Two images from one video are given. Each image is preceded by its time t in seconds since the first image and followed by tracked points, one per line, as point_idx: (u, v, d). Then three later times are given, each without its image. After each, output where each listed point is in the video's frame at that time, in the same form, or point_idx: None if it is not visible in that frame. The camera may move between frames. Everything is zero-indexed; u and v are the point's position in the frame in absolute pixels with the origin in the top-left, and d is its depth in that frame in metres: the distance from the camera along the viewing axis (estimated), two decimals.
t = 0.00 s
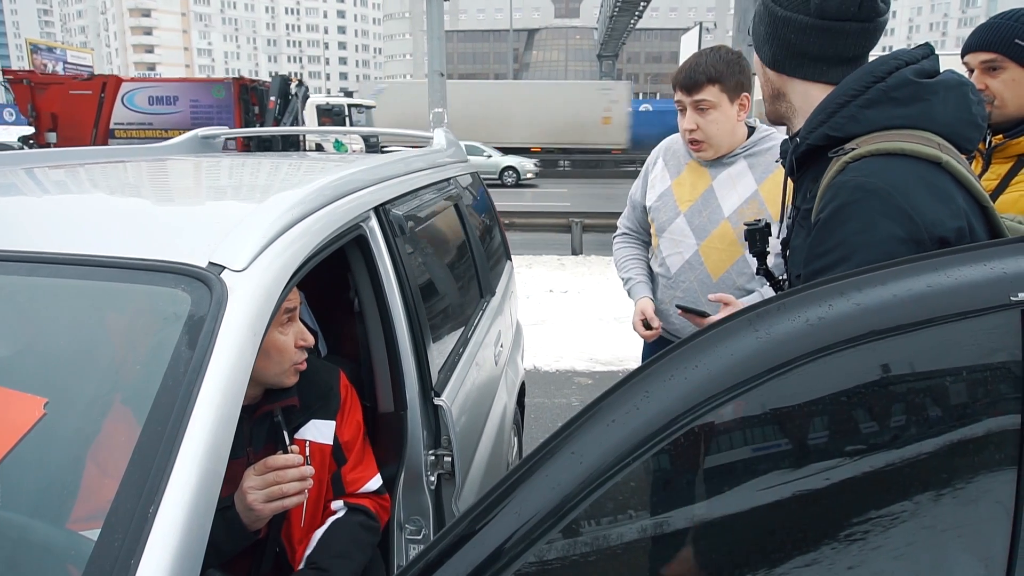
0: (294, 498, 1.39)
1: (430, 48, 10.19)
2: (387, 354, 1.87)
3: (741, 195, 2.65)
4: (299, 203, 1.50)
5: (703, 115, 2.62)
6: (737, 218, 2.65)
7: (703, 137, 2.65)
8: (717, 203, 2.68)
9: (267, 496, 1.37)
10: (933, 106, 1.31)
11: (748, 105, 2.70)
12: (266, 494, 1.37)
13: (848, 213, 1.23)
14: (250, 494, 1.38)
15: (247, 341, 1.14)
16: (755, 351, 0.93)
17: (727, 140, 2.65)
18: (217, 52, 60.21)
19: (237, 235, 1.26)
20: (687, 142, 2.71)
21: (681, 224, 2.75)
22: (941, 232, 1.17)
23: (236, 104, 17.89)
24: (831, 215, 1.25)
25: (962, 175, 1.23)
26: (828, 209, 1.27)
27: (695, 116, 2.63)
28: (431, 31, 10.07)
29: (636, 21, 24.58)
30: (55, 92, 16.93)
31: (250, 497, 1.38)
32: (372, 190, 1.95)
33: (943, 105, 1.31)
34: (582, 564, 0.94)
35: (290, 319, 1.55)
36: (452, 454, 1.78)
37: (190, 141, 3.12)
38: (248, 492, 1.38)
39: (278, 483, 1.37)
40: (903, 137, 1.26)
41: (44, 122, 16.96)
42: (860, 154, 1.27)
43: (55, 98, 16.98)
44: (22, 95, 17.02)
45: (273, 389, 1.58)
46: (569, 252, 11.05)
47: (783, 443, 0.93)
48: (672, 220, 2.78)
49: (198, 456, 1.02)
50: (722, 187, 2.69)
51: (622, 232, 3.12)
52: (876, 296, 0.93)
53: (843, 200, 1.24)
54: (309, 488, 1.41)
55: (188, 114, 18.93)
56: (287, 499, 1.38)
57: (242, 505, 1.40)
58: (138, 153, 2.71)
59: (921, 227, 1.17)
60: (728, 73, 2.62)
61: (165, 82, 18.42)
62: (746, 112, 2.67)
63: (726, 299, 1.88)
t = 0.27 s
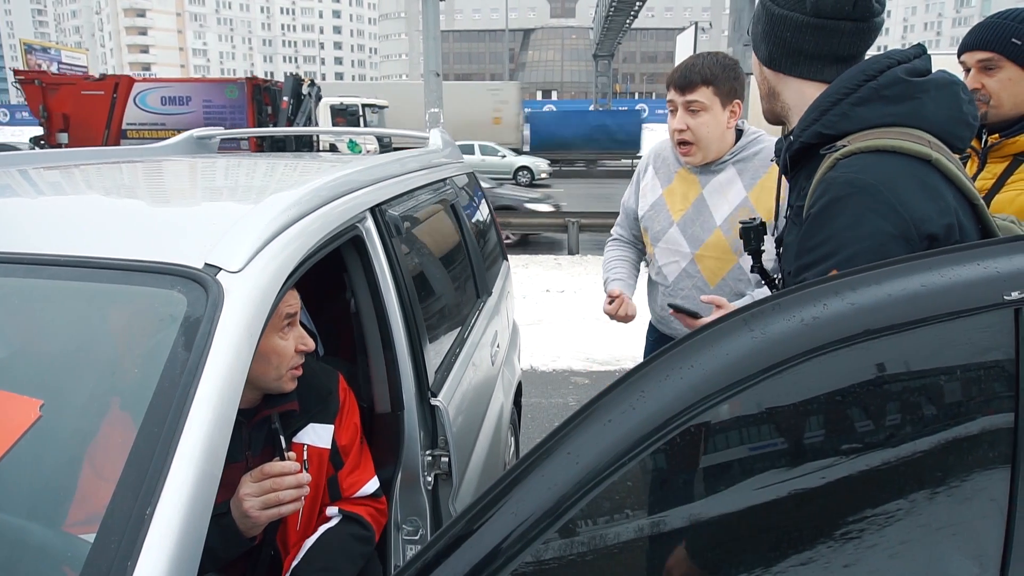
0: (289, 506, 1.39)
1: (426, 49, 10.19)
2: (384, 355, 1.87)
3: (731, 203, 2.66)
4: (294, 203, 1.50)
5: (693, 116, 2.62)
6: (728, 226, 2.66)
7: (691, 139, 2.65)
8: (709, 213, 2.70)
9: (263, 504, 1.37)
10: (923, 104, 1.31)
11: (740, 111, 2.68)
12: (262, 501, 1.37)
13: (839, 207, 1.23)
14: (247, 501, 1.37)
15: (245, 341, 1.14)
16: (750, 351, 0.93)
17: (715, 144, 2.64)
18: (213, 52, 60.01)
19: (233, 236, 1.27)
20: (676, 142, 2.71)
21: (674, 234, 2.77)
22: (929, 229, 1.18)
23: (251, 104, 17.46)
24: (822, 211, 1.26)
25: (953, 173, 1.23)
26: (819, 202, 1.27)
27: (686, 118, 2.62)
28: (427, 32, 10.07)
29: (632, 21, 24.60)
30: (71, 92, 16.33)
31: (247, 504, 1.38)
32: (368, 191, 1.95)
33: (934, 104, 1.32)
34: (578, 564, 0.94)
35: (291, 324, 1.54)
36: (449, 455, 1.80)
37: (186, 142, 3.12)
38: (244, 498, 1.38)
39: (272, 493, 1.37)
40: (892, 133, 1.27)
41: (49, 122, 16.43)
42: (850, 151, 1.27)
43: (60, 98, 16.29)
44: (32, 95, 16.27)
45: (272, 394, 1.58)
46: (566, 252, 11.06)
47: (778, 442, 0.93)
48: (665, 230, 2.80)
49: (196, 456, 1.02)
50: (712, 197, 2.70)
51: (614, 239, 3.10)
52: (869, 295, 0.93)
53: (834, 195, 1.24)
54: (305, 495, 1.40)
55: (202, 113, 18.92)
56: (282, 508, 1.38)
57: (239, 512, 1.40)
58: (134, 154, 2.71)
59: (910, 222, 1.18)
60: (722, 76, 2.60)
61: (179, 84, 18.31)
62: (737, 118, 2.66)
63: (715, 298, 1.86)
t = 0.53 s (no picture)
0: (289, 505, 1.39)
1: (425, 48, 10.17)
2: (382, 355, 1.86)
3: (722, 220, 2.67)
4: (293, 205, 1.49)
5: (677, 137, 2.60)
6: (719, 242, 2.67)
7: (676, 160, 2.64)
8: (701, 230, 2.70)
9: (263, 503, 1.37)
10: (924, 109, 1.31)
11: (724, 129, 2.64)
12: (262, 501, 1.37)
13: (845, 219, 1.22)
14: (247, 500, 1.37)
15: (242, 341, 1.14)
16: (748, 351, 0.93)
17: (700, 163, 2.64)
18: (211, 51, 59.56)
19: (231, 236, 1.26)
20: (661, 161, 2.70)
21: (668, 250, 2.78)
22: (935, 234, 1.17)
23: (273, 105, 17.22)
24: (825, 222, 1.25)
25: (955, 179, 1.23)
26: (821, 213, 1.26)
27: (670, 138, 2.61)
28: (426, 30, 10.01)
29: (631, 21, 24.59)
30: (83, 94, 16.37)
31: (247, 503, 1.37)
32: (367, 191, 1.94)
33: (935, 107, 1.32)
34: (578, 563, 0.94)
35: (287, 320, 1.54)
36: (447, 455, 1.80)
37: (184, 142, 3.12)
38: (245, 498, 1.38)
39: (273, 492, 1.36)
40: (896, 141, 1.27)
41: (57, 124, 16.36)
42: (854, 157, 1.27)
43: (80, 99, 16.40)
44: (53, 98, 16.28)
45: (269, 392, 1.57)
46: (565, 252, 11.06)
47: (778, 442, 0.94)
48: (659, 245, 2.80)
49: (193, 457, 1.02)
50: (703, 213, 2.71)
51: (613, 253, 3.10)
52: (868, 296, 0.93)
53: (836, 204, 1.24)
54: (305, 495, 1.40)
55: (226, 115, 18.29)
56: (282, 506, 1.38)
57: (239, 511, 1.39)
58: (132, 154, 2.70)
59: (916, 229, 1.17)
60: (705, 96, 2.57)
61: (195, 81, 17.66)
62: (721, 135, 2.63)
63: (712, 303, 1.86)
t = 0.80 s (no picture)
0: (286, 505, 1.39)
1: (426, 48, 10.14)
2: (381, 354, 1.86)
3: (717, 228, 2.65)
4: (292, 204, 1.49)
5: (671, 149, 2.58)
6: (715, 250, 2.66)
7: (671, 171, 2.62)
8: (697, 237, 2.70)
9: (259, 504, 1.37)
10: (929, 110, 1.31)
11: (719, 138, 2.64)
12: (259, 501, 1.37)
13: (850, 219, 1.22)
14: (243, 500, 1.37)
15: (240, 340, 1.14)
16: (748, 351, 0.92)
17: (695, 173, 2.62)
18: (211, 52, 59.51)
19: (230, 235, 1.26)
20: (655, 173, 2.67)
21: (665, 257, 2.78)
22: (942, 237, 1.17)
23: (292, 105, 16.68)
24: (829, 225, 1.25)
25: (960, 179, 1.23)
26: (825, 215, 1.26)
27: (663, 149, 2.59)
28: (426, 30, 9.97)
29: (632, 21, 24.58)
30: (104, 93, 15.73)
31: (244, 503, 1.37)
32: (366, 191, 1.94)
33: (939, 108, 1.31)
34: (578, 564, 0.94)
35: (283, 321, 1.54)
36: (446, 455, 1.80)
37: (184, 141, 3.11)
38: (241, 498, 1.38)
39: (269, 489, 1.37)
40: (902, 142, 1.26)
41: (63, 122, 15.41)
42: (859, 159, 1.26)
43: (101, 97, 15.73)
44: (71, 95, 15.75)
45: (265, 392, 1.57)
46: (565, 252, 11.05)
47: (778, 442, 0.93)
48: (656, 252, 2.80)
49: (190, 457, 1.01)
50: (699, 220, 2.70)
51: (614, 255, 3.12)
52: (868, 296, 0.92)
53: (841, 208, 1.23)
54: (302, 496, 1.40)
55: (243, 113, 17.06)
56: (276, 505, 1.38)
57: (236, 512, 1.39)
58: (131, 153, 2.70)
59: (921, 230, 1.17)
60: (698, 107, 2.56)
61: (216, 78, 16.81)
62: (715, 145, 2.62)
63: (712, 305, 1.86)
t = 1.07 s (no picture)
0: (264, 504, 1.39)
1: (426, 48, 10.13)
2: (379, 353, 1.85)
3: (713, 235, 2.65)
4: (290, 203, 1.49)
5: (666, 151, 2.58)
6: (712, 257, 2.65)
7: (666, 173, 2.62)
8: (692, 244, 2.69)
9: (237, 500, 1.37)
10: (928, 105, 1.31)
11: (714, 140, 2.62)
12: (236, 497, 1.37)
13: (847, 213, 1.22)
14: (219, 496, 1.37)
15: (237, 340, 1.14)
16: (744, 351, 0.92)
17: (690, 176, 2.61)
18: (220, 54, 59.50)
19: (227, 234, 1.26)
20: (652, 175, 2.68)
21: (663, 263, 2.78)
22: (940, 231, 1.16)
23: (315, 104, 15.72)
24: (827, 218, 1.25)
25: (959, 174, 1.22)
26: (824, 209, 1.26)
27: (658, 152, 2.60)
28: (426, 29, 9.95)
29: (632, 21, 24.57)
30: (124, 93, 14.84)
31: (221, 499, 1.37)
32: (365, 190, 1.94)
33: (938, 104, 1.31)
34: (578, 563, 0.94)
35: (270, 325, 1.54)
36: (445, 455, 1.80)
37: (183, 141, 3.10)
38: (218, 494, 1.38)
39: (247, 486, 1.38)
40: (901, 136, 1.26)
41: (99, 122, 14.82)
42: (857, 154, 1.26)
43: (123, 96, 14.87)
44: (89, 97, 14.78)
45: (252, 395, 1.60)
46: (565, 252, 11.05)
47: (778, 442, 0.94)
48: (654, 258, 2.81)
49: (186, 457, 1.01)
50: (694, 226, 2.69)
51: (612, 258, 3.11)
52: (865, 295, 0.92)
53: (839, 200, 1.23)
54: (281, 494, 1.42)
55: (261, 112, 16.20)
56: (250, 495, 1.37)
57: (214, 508, 1.39)
58: (130, 153, 2.69)
59: (920, 224, 1.16)
60: (694, 108, 2.56)
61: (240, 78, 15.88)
62: (711, 148, 2.61)
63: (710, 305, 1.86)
